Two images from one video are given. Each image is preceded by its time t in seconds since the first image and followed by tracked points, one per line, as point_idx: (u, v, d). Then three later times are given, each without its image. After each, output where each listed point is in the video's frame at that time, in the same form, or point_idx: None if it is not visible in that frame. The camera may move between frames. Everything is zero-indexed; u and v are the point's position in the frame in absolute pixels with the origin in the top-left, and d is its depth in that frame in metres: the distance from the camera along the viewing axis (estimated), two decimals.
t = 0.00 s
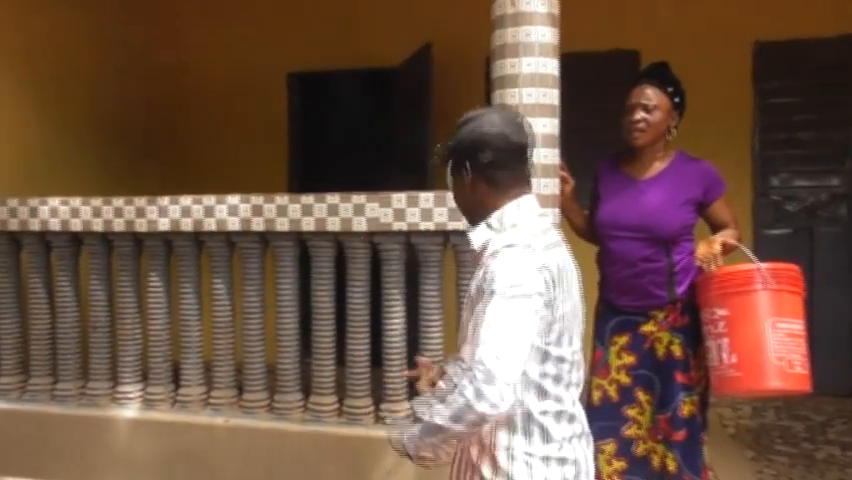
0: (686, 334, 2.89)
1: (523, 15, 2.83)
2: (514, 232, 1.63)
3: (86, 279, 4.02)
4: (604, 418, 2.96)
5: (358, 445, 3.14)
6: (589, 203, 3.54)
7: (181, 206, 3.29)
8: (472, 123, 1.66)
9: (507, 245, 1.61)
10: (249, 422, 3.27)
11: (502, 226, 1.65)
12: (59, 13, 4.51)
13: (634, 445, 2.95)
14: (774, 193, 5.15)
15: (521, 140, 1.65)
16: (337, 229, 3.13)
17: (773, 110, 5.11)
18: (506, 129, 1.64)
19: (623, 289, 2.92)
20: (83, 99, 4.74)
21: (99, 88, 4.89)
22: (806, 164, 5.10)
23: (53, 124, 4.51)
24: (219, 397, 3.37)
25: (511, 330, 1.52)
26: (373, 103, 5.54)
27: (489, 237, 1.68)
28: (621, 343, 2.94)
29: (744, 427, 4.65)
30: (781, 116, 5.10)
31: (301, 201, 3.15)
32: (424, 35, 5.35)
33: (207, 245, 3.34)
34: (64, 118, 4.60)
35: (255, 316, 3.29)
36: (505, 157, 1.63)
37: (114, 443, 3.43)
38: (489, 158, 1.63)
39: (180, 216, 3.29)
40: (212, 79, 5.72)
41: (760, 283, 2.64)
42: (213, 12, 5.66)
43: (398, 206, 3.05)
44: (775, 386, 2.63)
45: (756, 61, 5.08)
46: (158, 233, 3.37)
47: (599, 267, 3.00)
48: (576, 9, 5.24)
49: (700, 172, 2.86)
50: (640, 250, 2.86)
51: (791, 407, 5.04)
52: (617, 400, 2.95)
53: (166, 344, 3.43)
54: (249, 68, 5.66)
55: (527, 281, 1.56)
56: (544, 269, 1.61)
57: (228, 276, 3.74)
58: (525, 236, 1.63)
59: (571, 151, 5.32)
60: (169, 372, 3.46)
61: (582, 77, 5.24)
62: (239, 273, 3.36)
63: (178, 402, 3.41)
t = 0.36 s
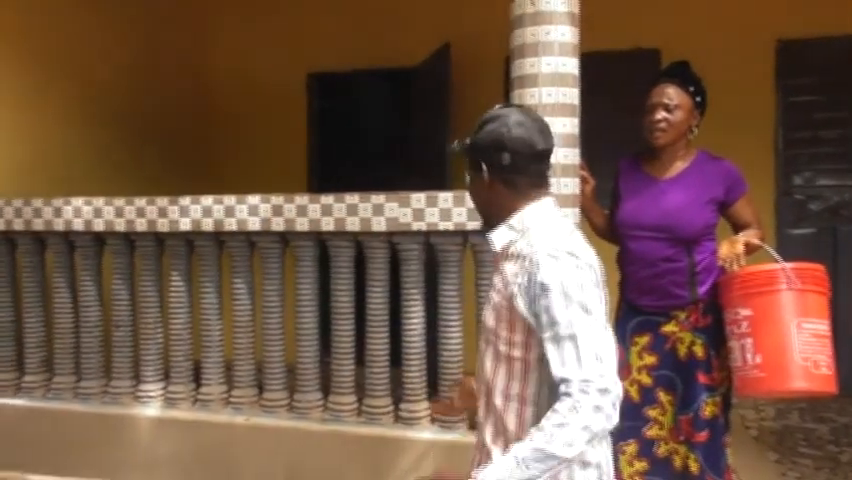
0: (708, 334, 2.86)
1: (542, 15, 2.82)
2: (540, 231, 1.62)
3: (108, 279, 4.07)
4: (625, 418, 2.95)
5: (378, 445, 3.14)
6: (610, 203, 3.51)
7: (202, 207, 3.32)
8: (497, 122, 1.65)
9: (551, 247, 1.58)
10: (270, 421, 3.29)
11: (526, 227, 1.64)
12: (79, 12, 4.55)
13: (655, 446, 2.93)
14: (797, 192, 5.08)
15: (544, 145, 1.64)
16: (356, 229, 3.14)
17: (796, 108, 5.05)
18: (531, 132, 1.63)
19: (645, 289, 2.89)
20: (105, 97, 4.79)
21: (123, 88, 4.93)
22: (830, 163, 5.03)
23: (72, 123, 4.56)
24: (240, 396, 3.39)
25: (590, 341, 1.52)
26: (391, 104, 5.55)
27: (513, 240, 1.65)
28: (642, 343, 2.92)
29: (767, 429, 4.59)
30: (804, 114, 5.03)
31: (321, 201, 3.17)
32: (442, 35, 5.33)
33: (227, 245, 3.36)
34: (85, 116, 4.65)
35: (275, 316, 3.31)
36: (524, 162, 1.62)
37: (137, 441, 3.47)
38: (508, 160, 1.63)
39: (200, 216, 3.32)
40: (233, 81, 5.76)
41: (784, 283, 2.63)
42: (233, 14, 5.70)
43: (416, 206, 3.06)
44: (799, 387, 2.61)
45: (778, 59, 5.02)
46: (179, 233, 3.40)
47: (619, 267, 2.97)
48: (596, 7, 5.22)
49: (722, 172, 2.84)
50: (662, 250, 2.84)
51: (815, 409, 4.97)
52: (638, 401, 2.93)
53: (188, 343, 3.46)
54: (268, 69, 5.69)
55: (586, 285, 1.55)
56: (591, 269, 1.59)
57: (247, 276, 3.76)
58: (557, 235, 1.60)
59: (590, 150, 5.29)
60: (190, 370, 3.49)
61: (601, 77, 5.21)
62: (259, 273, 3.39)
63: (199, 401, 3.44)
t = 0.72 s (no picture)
0: (727, 335, 2.84)
1: (560, 14, 2.81)
2: (554, 236, 1.63)
3: (128, 279, 4.11)
4: (643, 419, 2.93)
5: (396, 445, 3.15)
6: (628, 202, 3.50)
7: (221, 208, 3.34)
8: (532, 116, 1.65)
9: (559, 261, 1.58)
10: (288, 420, 3.31)
11: (542, 228, 1.66)
12: (100, 17, 4.62)
13: (674, 447, 2.91)
14: (818, 191, 5.03)
15: (578, 144, 1.63)
16: (373, 229, 3.15)
17: (816, 107, 4.99)
18: (565, 128, 1.62)
19: (663, 289, 2.88)
20: (125, 100, 4.84)
21: (141, 89, 4.98)
22: None
23: (89, 125, 4.61)
24: (258, 396, 3.42)
25: (571, 367, 1.54)
26: (408, 105, 5.57)
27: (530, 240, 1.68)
28: (660, 344, 2.91)
29: (787, 430, 4.55)
30: (825, 113, 4.98)
31: (338, 202, 3.18)
32: (459, 35, 5.34)
33: (245, 245, 3.39)
34: (103, 118, 4.71)
35: (293, 317, 3.33)
36: (554, 158, 1.62)
37: (157, 440, 3.50)
38: (539, 155, 1.62)
39: (219, 217, 3.35)
40: (251, 83, 5.80)
41: (804, 282, 2.61)
42: (250, 17, 5.74)
43: (433, 207, 3.06)
44: (820, 387, 2.59)
45: (798, 58, 4.97)
46: (198, 233, 3.43)
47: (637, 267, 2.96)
48: (613, 7, 5.19)
49: (742, 172, 2.82)
50: (680, 250, 2.82)
51: (837, 410, 4.91)
52: (657, 402, 2.91)
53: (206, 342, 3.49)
54: (285, 70, 5.73)
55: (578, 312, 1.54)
56: (590, 292, 1.58)
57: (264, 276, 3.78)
58: (569, 240, 1.62)
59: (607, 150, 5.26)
60: (209, 370, 3.52)
61: (619, 76, 5.19)
62: (277, 273, 3.41)
63: (218, 400, 3.47)
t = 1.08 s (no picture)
0: (741, 335, 2.83)
1: (572, 15, 2.81)
2: (560, 236, 1.63)
3: (144, 280, 4.15)
4: (657, 420, 2.92)
5: (409, 446, 3.16)
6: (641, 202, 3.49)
7: (234, 208, 3.36)
8: (535, 118, 1.65)
9: (565, 262, 1.57)
10: (301, 420, 3.33)
11: (549, 229, 1.66)
12: (107, 17, 4.63)
13: (688, 448, 2.90)
14: (834, 192, 4.98)
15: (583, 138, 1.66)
16: (386, 230, 3.16)
17: (832, 107, 4.95)
18: (570, 127, 1.65)
19: (676, 289, 2.87)
20: (134, 100, 4.86)
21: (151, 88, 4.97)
22: None
23: (102, 126, 4.64)
24: (272, 395, 3.43)
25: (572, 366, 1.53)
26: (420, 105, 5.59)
27: (534, 241, 1.67)
28: (674, 344, 2.89)
29: (803, 431, 4.51)
30: (839, 112, 4.94)
31: (351, 203, 3.20)
32: (471, 36, 5.33)
33: (259, 246, 3.41)
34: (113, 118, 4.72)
35: (306, 317, 3.35)
36: (566, 156, 1.64)
37: (172, 439, 3.53)
38: (553, 156, 1.63)
39: (233, 218, 3.37)
40: (264, 84, 5.83)
41: (819, 283, 2.59)
42: (263, 19, 5.77)
43: (446, 207, 3.07)
44: (835, 387, 2.58)
45: (812, 57, 4.94)
46: (212, 234, 3.45)
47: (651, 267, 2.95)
48: (626, 7, 5.18)
49: (756, 172, 2.80)
50: (693, 249, 2.81)
51: None
52: (671, 403, 2.90)
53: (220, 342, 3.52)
54: (298, 72, 5.75)
55: (581, 312, 1.54)
56: (596, 295, 1.57)
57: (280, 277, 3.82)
58: (579, 239, 1.63)
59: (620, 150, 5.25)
60: (223, 370, 3.54)
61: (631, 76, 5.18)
62: (290, 274, 3.42)
63: (232, 400, 3.49)
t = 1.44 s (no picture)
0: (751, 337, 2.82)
1: (581, 17, 2.82)
2: (568, 253, 1.66)
3: (154, 281, 4.19)
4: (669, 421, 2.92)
5: (419, 447, 3.16)
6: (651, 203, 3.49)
7: (245, 210, 3.38)
8: (492, 161, 1.69)
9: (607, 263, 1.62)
10: (312, 421, 3.34)
11: (556, 256, 1.67)
12: (113, 18, 4.56)
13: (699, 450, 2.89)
14: (845, 193, 4.96)
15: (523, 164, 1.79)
16: (395, 231, 3.16)
17: (843, 108, 4.93)
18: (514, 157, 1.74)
19: (687, 291, 2.86)
20: (149, 99, 4.86)
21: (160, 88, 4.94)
22: None
23: (115, 125, 4.62)
24: (281, 397, 3.44)
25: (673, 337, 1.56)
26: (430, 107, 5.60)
27: (545, 272, 1.68)
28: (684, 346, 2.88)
29: (814, 433, 4.48)
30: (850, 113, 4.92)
31: (361, 205, 3.21)
32: (480, 38, 5.34)
33: (270, 247, 3.42)
34: (129, 117, 4.72)
35: (316, 318, 3.36)
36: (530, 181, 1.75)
37: (183, 439, 3.55)
38: (527, 184, 1.72)
39: (243, 220, 3.38)
40: (274, 86, 5.86)
41: (828, 283, 2.58)
42: (273, 22, 5.80)
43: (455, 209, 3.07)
44: (844, 389, 2.57)
45: (823, 58, 4.92)
46: (223, 235, 3.47)
47: (661, 269, 2.94)
48: (636, 8, 5.17)
49: (766, 173, 2.79)
50: (704, 251, 2.80)
51: None
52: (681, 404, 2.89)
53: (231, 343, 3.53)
54: (308, 74, 5.78)
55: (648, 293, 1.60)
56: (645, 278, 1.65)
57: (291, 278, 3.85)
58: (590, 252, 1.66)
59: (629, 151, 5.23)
60: (233, 371, 3.56)
61: (641, 77, 5.17)
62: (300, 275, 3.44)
63: (242, 401, 3.51)
